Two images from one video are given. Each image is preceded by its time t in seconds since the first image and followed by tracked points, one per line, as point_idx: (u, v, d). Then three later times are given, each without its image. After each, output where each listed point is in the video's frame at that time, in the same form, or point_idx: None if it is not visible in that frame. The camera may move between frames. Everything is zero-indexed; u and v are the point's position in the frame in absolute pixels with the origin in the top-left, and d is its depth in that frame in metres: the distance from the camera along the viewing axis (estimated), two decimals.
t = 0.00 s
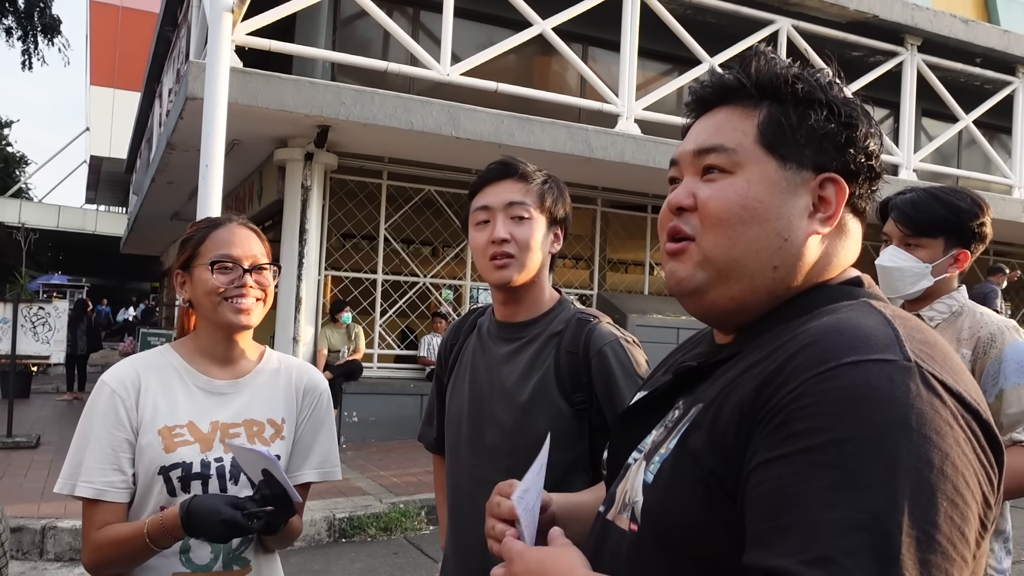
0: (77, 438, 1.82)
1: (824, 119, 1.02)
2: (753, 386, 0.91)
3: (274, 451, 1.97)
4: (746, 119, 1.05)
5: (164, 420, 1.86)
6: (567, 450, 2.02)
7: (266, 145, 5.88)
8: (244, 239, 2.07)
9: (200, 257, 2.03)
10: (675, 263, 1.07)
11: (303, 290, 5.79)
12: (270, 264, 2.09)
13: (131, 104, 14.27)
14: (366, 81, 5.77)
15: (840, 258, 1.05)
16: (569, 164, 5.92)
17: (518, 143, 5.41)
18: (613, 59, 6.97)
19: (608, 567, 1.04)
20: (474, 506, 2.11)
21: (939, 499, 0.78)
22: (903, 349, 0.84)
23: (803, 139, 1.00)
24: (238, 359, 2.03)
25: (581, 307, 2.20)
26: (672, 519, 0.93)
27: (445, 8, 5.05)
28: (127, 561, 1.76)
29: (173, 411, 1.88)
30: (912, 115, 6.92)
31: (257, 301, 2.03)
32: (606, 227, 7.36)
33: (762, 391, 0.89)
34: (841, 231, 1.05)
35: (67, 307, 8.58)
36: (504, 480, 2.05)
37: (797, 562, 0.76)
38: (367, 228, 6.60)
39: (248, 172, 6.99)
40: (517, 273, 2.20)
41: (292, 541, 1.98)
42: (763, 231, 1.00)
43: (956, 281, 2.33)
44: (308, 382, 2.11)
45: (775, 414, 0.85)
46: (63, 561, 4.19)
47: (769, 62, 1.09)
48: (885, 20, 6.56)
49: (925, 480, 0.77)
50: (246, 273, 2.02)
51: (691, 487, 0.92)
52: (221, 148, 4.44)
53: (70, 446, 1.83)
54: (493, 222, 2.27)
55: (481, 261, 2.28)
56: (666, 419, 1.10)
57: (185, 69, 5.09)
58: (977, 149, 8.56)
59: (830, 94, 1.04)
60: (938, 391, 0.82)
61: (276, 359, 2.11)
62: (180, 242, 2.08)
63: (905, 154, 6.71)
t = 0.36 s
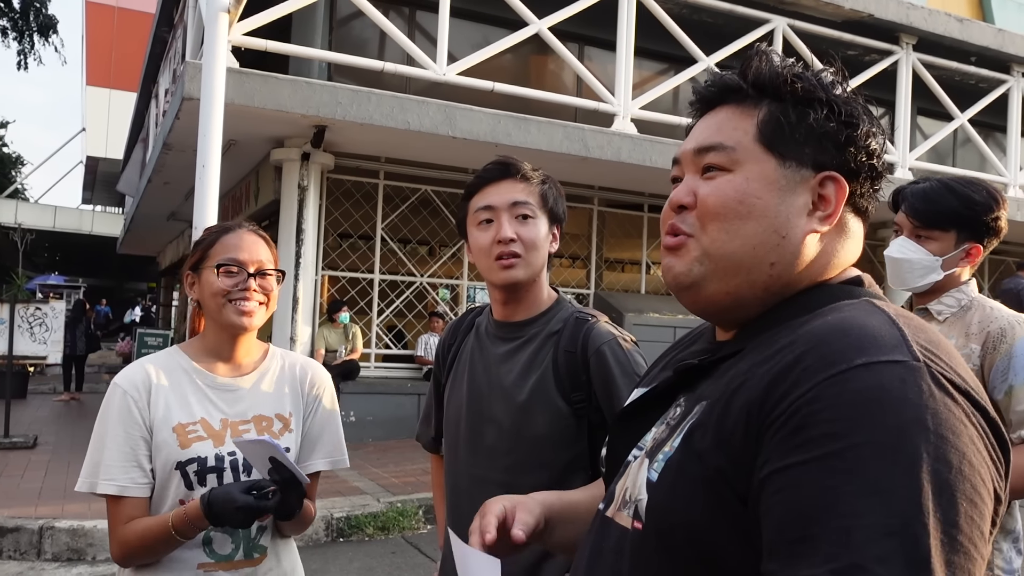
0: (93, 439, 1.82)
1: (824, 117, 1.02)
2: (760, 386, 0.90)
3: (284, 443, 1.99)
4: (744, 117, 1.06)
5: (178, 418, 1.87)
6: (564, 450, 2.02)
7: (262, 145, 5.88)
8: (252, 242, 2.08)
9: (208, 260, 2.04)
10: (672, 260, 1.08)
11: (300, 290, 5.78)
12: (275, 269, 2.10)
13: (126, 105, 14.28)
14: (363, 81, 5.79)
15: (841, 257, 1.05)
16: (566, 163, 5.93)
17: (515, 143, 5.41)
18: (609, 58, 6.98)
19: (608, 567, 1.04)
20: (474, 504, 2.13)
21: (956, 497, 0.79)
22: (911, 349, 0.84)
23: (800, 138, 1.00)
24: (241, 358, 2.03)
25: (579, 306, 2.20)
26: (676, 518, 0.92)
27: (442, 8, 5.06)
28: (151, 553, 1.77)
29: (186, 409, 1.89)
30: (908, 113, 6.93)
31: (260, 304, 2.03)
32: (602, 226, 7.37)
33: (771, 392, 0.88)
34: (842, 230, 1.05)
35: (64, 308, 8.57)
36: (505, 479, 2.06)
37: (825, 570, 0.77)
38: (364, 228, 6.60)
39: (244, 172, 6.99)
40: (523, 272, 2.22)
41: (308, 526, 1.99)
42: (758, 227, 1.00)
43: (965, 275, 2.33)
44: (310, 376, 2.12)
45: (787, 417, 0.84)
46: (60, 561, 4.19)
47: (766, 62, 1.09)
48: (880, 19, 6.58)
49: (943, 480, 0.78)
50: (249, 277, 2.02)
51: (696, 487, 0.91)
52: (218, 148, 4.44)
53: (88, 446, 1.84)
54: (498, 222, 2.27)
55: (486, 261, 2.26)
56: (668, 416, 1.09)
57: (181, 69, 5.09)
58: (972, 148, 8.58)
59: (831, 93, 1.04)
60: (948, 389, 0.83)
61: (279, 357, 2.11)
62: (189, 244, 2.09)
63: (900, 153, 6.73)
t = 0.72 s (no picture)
0: (92, 440, 1.82)
1: (817, 113, 1.01)
2: (768, 398, 0.89)
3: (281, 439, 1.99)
4: (733, 121, 1.06)
5: (173, 416, 1.87)
6: (564, 450, 2.02)
7: (260, 145, 5.88)
8: (246, 245, 2.08)
9: (202, 261, 2.04)
10: (676, 272, 1.08)
11: (298, 291, 5.78)
12: (268, 271, 2.10)
13: (124, 105, 14.25)
14: (360, 81, 5.78)
15: (845, 257, 1.04)
16: (564, 163, 5.93)
17: (513, 143, 5.42)
18: (607, 58, 6.98)
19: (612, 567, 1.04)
20: (473, 507, 2.13)
21: (973, 519, 0.78)
22: (925, 364, 0.84)
23: (791, 137, 1.00)
24: (236, 357, 2.04)
25: (579, 306, 2.20)
26: (679, 523, 0.92)
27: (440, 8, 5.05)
28: (156, 553, 1.78)
29: (181, 408, 1.89)
30: (907, 112, 6.94)
31: (253, 308, 2.04)
32: (601, 226, 7.37)
33: (779, 407, 0.87)
34: (846, 229, 1.04)
35: (62, 309, 8.56)
36: (503, 479, 2.06)
37: None
38: (362, 229, 6.60)
39: (242, 173, 6.99)
40: (525, 272, 2.22)
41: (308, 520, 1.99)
42: (760, 235, 1.00)
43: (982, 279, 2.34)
44: (305, 371, 2.11)
45: (796, 437, 0.83)
46: (60, 563, 4.19)
47: (747, 58, 1.09)
48: (877, 19, 6.59)
49: (958, 505, 0.78)
50: (242, 280, 2.03)
51: (700, 495, 0.91)
52: (216, 149, 4.44)
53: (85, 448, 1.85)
54: (498, 222, 2.28)
55: (487, 261, 2.27)
56: (675, 418, 1.08)
57: (179, 70, 5.09)
58: (970, 147, 8.60)
59: (824, 86, 1.03)
60: (962, 408, 0.82)
61: (274, 354, 2.11)
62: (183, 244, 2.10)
63: (898, 152, 6.73)
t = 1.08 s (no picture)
0: (86, 436, 1.82)
1: (877, 92, 1.00)
2: (814, 418, 0.85)
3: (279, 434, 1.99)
4: (787, 94, 1.05)
5: (169, 412, 1.86)
6: (563, 449, 2.02)
7: (257, 145, 5.87)
8: (244, 240, 2.09)
9: (197, 257, 2.04)
10: (701, 250, 1.08)
11: (295, 291, 5.77)
12: (264, 266, 2.09)
13: (120, 104, 14.22)
14: (358, 81, 5.78)
15: (892, 251, 1.02)
16: (562, 163, 5.93)
17: (510, 143, 5.41)
18: (604, 58, 6.99)
19: None
20: (473, 510, 2.10)
21: None
22: (992, 377, 0.81)
23: (846, 118, 0.99)
24: (232, 353, 2.04)
25: (579, 305, 2.21)
26: (697, 549, 0.90)
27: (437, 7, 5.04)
28: (145, 551, 1.76)
29: (177, 403, 1.89)
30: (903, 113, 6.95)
31: (248, 302, 2.03)
32: (597, 226, 7.38)
33: (830, 426, 0.83)
34: (895, 226, 1.02)
35: (58, 309, 8.54)
36: (504, 480, 2.05)
37: None
38: (359, 229, 6.60)
39: (239, 172, 6.98)
40: (508, 273, 2.21)
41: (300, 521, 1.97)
42: (797, 214, 0.99)
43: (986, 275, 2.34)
44: (300, 368, 2.12)
45: (855, 464, 0.80)
46: (55, 563, 4.17)
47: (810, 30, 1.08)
48: (873, 20, 6.60)
49: None
50: (237, 275, 2.02)
51: (725, 520, 0.88)
52: (213, 148, 4.43)
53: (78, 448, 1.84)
54: (485, 224, 2.28)
55: (475, 262, 2.28)
56: (688, 427, 1.06)
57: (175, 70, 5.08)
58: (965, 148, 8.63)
59: (888, 68, 1.02)
60: None
61: (269, 352, 2.12)
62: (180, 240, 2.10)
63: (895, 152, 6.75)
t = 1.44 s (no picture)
0: (64, 436, 1.81)
1: (862, 56, 0.94)
2: (777, 397, 0.81)
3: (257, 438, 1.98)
4: (770, 73, 1.01)
5: (146, 413, 1.86)
6: (548, 451, 2.02)
7: (246, 145, 5.84)
8: (223, 238, 2.07)
9: (178, 255, 2.03)
10: (692, 243, 1.07)
11: (284, 292, 5.75)
12: (246, 264, 2.08)
13: (107, 105, 14.19)
14: (347, 81, 5.77)
15: (897, 231, 0.94)
16: (551, 164, 5.93)
17: (500, 144, 5.41)
18: (594, 60, 7.01)
19: None
20: (459, 509, 2.09)
21: None
22: (974, 357, 0.74)
23: (828, 89, 0.94)
24: (214, 354, 2.02)
25: (564, 306, 2.21)
26: (664, 551, 0.86)
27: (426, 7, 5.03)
28: (128, 538, 1.73)
29: (155, 405, 1.88)
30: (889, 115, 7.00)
31: (230, 300, 2.02)
32: (586, 227, 7.38)
33: (789, 406, 0.79)
34: (901, 205, 0.94)
35: (45, 311, 8.50)
36: (489, 481, 2.04)
37: None
38: (348, 229, 6.58)
39: (227, 173, 6.95)
40: (486, 274, 2.22)
41: (278, 515, 1.93)
42: (779, 197, 0.95)
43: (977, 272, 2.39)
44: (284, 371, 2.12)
45: (804, 444, 0.75)
46: (41, 566, 4.14)
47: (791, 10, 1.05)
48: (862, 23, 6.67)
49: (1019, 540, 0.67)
50: (219, 272, 2.01)
51: (694, 513, 0.84)
52: (201, 148, 4.41)
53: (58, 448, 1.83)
54: (465, 223, 2.30)
55: (457, 261, 2.31)
56: (684, 426, 1.04)
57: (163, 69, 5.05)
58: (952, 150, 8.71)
59: (879, 33, 0.96)
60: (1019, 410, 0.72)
61: (254, 355, 2.11)
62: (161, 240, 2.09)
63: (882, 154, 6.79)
